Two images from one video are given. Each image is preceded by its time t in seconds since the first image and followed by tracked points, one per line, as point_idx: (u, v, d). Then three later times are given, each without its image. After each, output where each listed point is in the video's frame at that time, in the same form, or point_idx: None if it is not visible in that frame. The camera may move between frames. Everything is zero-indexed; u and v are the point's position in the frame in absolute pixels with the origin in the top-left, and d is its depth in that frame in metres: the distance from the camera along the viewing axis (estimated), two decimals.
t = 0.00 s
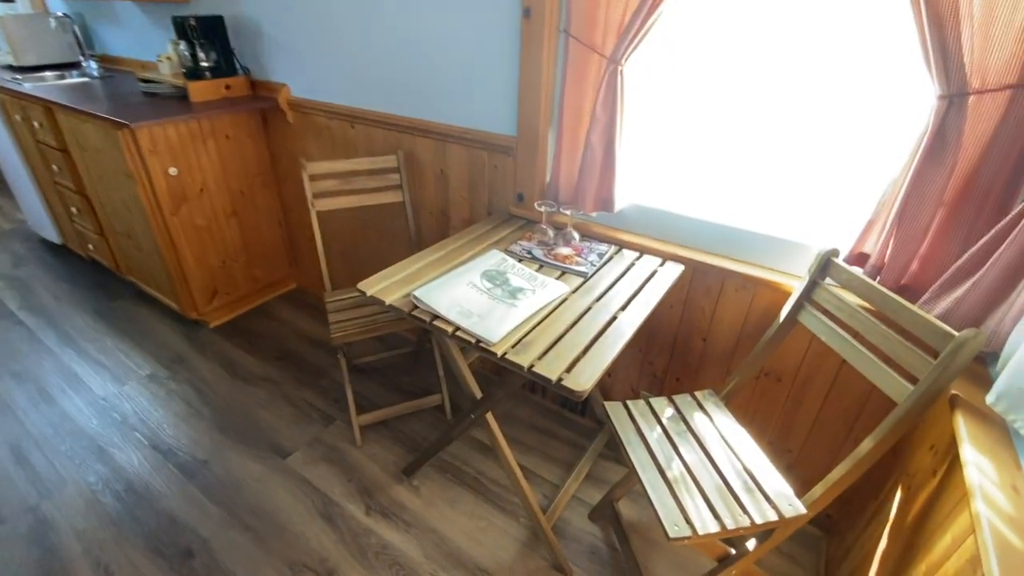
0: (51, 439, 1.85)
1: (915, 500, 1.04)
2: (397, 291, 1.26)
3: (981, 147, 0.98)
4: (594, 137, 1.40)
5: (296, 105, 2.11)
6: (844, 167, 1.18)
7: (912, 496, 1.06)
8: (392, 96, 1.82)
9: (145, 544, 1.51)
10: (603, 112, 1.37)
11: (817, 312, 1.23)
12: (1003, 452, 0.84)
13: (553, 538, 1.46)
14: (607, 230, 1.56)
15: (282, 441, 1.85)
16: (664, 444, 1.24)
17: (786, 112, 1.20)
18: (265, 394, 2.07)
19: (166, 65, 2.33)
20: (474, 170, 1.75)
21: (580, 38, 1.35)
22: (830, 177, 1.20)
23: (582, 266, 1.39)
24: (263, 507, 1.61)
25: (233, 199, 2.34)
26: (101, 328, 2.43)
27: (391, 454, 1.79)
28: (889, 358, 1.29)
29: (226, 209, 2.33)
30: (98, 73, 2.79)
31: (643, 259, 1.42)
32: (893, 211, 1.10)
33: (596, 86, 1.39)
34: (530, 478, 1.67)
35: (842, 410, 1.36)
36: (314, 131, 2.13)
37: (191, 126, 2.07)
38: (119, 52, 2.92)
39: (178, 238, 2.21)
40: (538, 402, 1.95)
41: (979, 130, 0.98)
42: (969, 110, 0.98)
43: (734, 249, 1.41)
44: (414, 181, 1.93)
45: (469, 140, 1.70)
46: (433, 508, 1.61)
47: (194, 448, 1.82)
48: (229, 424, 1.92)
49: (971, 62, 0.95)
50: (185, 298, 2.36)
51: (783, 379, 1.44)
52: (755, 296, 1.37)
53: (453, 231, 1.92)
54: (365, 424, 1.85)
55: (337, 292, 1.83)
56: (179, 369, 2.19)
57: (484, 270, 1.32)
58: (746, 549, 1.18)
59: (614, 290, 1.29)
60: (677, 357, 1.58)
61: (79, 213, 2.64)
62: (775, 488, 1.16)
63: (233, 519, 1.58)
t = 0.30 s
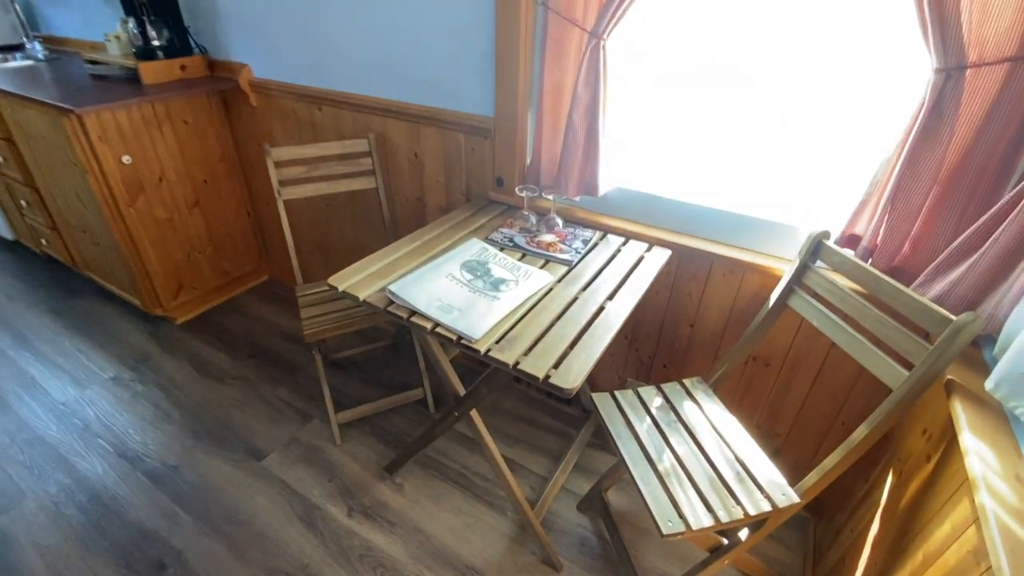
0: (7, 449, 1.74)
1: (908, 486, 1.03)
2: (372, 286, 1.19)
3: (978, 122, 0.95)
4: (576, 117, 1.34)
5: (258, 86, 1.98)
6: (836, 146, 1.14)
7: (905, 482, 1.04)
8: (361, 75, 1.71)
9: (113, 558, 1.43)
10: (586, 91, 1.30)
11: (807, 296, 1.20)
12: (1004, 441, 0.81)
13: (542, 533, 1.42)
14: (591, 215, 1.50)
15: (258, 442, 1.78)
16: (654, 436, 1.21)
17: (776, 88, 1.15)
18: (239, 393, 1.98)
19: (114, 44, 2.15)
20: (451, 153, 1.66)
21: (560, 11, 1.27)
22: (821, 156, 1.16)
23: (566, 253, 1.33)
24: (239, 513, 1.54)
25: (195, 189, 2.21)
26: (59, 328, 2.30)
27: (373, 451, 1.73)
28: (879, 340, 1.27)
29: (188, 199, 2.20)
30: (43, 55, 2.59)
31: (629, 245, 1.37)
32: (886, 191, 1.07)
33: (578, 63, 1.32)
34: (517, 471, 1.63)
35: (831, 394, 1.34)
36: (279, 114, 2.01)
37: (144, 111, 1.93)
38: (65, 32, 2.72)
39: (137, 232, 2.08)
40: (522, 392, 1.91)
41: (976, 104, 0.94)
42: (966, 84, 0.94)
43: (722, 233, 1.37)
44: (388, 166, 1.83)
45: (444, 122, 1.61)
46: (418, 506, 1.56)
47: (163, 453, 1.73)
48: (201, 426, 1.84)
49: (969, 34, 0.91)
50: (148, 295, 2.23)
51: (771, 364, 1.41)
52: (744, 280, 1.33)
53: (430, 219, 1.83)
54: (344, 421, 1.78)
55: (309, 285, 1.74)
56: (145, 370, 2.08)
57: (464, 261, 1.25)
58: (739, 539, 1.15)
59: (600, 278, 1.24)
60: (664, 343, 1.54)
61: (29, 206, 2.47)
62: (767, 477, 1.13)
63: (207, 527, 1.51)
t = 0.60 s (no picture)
0: None
1: (904, 476, 1.02)
2: (357, 283, 1.14)
3: (975, 107, 0.93)
4: (565, 104, 1.30)
5: (234, 75, 1.90)
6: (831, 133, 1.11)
7: (901, 472, 1.04)
8: (341, 62, 1.64)
9: (95, 569, 1.38)
10: (575, 78, 1.26)
11: (803, 286, 1.18)
12: (1004, 432, 0.80)
13: (537, 530, 1.41)
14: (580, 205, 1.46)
15: (244, 444, 1.73)
16: (649, 430, 1.19)
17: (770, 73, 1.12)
18: (223, 394, 1.93)
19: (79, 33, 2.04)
20: (437, 144, 1.62)
21: None
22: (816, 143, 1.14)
23: (558, 246, 1.30)
24: (225, 518, 1.50)
25: (171, 184, 2.13)
26: (33, 331, 2.22)
27: (363, 451, 1.69)
28: (873, 328, 1.26)
29: (164, 195, 2.12)
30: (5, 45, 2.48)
31: (621, 236, 1.34)
32: (882, 178, 1.05)
33: (566, 49, 1.28)
34: (510, 466, 1.60)
35: (825, 383, 1.33)
36: (256, 105, 1.94)
37: (114, 103, 1.85)
38: (28, 21, 2.60)
39: (111, 229, 2.00)
40: (514, 386, 1.88)
41: (973, 89, 0.92)
42: (964, 68, 0.91)
43: (715, 222, 1.34)
44: (372, 158, 1.77)
45: (428, 112, 1.56)
46: (410, 505, 1.54)
47: (145, 458, 1.68)
48: (184, 429, 1.78)
49: (967, 15, 0.89)
50: (125, 294, 2.16)
51: (764, 354, 1.40)
52: (737, 270, 1.31)
53: (417, 211, 1.79)
54: (332, 421, 1.74)
55: (292, 282, 1.69)
56: (125, 372, 2.02)
57: (452, 255, 1.21)
58: (736, 532, 1.13)
59: (593, 271, 1.21)
60: (657, 335, 1.52)
61: None
62: (764, 469, 1.11)
63: (193, 533, 1.47)
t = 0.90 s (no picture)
0: None
1: (905, 480, 1.01)
2: (353, 288, 1.13)
3: (976, 109, 0.92)
4: (562, 105, 1.28)
5: (225, 76, 1.87)
6: (833, 134, 1.10)
7: (902, 475, 1.03)
8: (334, 62, 1.62)
9: None
10: (572, 78, 1.24)
11: (803, 288, 1.17)
12: (1007, 437, 0.80)
13: (536, 534, 1.40)
14: (577, 207, 1.44)
15: (239, 449, 1.71)
16: (649, 435, 1.18)
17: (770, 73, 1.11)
18: (218, 399, 1.91)
19: (65, 32, 2.00)
20: (432, 145, 1.60)
21: None
22: (816, 144, 1.12)
23: (556, 249, 1.29)
24: (221, 526, 1.48)
25: (162, 186, 2.10)
26: (23, 336, 2.18)
27: (360, 455, 1.68)
28: (873, 329, 1.25)
29: (155, 197, 2.09)
30: None
31: (619, 238, 1.33)
32: (882, 180, 1.04)
33: (563, 48, 1.26)
34: (509, 470, 1.59)
35: (824, 384, 1.33)
36: (248, 105, 1.91)
37: (102, 104, 1.81)
38: (13, 20, 2.55)
39: (101, 232, 1.97)
40: (512, 388, 1.87)
41: (975, 90, 0.91)
42: (965, 69, 0.90)
43: (714, 224, 1.33)
44: (366, 159, 1.75)
45: (423, 113, 1.54)
46: (408, 510, 1.52)
47: (139, 465, 1.66)
48: (178, 435, 1.76)
49: (969, 16, 0.87)
50: (117, 298, 2.13)
51: (764, 356, 1.39)
52: (736, 272, 1.30)
53: (412, 213, 1.77)
54: (329, 425, 1.72)
55: (287, 286, 1.67)
56: (117, 377, 1.99)
57: (449, 260, 1.20)
58: (736, 536, 1.12)
59: (591, 274, 1.20)
60: (655, 337, 1.51)
61: None
62: (764, 473, 1.11)
63: (188, 542, 1.45)
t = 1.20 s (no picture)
0: None
1: (934, 503, 0.98)
2: (364, 302, 1.10)
3: (1008, 120, 0.89)
4: (576, 114, 1.25)
5: (233, 84, 1.86)
6: (855, 146, 1.08)
7: (930, 498, 1.00)
8: (343, 69, 1.60)
9: None
10: (587, 88, 1.22)
11: (824, 303, 1.14)
12: None
13: (548, 553, 1.36)
14: (590, 218, 1.42)
15: (244, 462, 1.68)
16: (667, 453, 1.14)
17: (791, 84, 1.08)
18: (222, 410, 1.88)
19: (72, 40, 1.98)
20: (443, 155, 1.58)
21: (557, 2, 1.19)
22: (839, 156, 1.10)
23: (569, 261, 1.26)
24: (226, 542, 1.45)
25: (168, 194, 2.08)
26: (26, 344, 2.16)
27: (367, 469, 1.65)
28: (895, 345, 1.22)
29: (161, 205, 2.07)
30: None
31: (633, 250, 1.31)
32: (909, 194, 1.01)
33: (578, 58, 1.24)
34: (519, 485, 1.56)
35: (844, 400, 1.30)
36: (256, 113, 1.89)
37: (110, 112, 1.80)
38: (21, 27, 2.55)
39: (107, 241, 1.95)
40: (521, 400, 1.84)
41: (1006, 102, 0.88)
42: (997, 80, 0.87)
43: (731, 236, 1.31)
44: (375, 168, 1.73)
45: (434, 122, 1.52)
46: (416, 526, 1.49)
47: (143, 478, 1.63)
48: (182, 447, 1.74)
49: (1001, 28, 0.85)
50: (122, 307, 2.11)
51: (782, 371, 1.36)
52: (754, 286, 1.27)
53: (420, 222, 1.75)
54: (335, 438, 1.69)
55: (294, 296, 1.65)
56: (120, 387, 1.97)
57: (462, 272, 1.17)
58: (757, 559, 1.09)
59: (607, 288, 1.17)
60: (669, 350, 1.48)
61: None
62: (787, 494, 1.07)
63: (192, 558, 1.42)
